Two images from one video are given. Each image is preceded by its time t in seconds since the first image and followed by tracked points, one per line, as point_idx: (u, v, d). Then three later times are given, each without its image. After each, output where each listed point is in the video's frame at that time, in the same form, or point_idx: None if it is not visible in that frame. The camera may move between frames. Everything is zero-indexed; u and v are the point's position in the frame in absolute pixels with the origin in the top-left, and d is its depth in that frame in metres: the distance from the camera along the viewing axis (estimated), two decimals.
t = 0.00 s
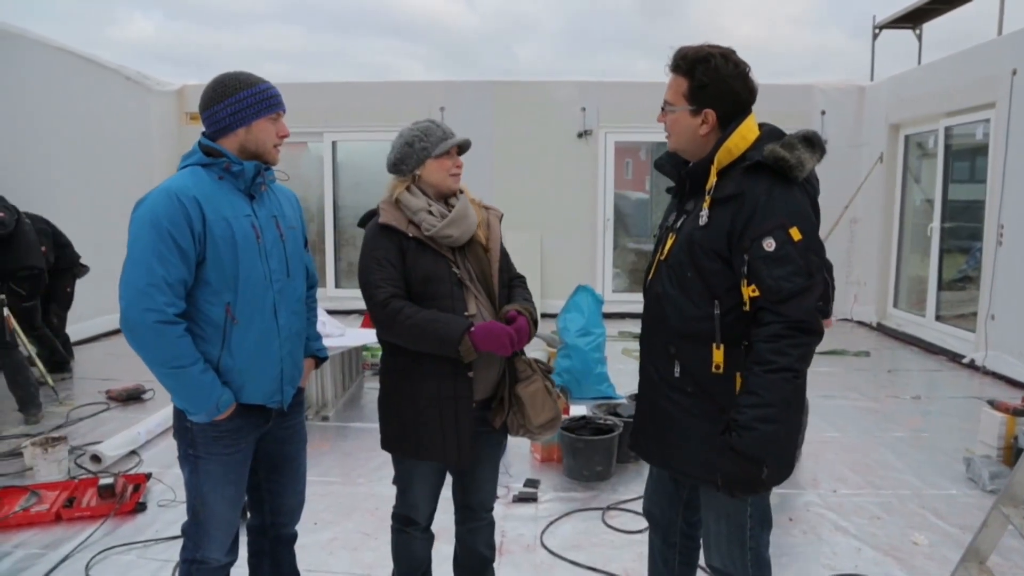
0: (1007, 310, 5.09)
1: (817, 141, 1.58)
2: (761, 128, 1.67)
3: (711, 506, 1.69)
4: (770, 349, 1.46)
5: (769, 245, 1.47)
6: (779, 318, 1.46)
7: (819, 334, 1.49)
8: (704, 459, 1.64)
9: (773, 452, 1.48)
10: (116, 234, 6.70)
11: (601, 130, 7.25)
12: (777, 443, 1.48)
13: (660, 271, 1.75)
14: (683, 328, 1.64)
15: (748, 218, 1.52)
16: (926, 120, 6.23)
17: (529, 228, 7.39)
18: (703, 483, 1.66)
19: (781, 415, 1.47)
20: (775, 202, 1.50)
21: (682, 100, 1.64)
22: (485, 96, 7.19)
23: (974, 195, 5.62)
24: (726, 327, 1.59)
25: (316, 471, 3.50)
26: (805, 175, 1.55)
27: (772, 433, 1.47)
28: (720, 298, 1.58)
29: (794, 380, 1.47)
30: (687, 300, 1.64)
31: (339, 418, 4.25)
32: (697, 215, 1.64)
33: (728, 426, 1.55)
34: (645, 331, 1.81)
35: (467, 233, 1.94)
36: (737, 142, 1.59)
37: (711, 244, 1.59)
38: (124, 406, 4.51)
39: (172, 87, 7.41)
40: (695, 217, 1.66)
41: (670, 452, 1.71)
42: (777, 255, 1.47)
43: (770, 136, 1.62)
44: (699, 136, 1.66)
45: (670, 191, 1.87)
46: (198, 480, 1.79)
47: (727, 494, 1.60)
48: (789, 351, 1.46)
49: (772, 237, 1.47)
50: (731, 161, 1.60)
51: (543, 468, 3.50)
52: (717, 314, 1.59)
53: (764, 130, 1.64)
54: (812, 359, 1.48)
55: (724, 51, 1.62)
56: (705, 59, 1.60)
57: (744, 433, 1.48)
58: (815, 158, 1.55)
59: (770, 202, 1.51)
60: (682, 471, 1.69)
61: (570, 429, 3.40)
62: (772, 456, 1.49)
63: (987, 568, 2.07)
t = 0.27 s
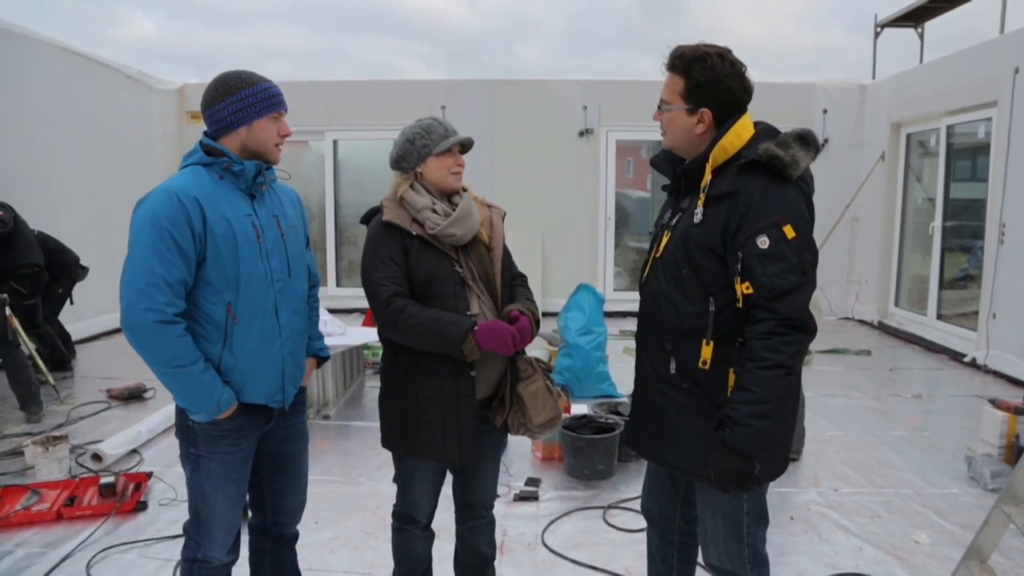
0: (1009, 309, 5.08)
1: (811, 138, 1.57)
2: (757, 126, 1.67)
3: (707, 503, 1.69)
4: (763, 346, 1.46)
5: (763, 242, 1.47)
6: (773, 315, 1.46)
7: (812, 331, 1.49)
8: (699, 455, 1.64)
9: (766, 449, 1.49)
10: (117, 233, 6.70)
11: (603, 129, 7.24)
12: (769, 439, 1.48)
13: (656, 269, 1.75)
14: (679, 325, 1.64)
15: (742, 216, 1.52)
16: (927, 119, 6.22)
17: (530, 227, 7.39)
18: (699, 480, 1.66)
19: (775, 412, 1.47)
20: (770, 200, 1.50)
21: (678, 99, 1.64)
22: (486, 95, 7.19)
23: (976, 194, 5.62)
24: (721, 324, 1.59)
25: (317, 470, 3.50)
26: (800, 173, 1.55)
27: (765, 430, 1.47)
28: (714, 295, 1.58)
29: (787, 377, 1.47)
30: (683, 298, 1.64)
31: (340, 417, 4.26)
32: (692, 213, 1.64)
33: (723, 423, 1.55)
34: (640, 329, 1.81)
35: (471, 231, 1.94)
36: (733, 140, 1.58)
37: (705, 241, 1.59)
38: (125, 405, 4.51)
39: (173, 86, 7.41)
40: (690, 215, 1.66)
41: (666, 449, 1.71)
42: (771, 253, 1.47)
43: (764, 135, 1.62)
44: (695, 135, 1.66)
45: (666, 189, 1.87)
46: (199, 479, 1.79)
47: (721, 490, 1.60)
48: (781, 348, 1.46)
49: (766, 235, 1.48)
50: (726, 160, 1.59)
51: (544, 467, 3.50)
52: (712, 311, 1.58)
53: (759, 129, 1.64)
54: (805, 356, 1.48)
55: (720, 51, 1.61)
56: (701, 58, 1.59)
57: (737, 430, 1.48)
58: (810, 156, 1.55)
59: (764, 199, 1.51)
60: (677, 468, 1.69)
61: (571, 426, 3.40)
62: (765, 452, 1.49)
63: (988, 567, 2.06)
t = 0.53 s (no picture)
0: (1008, 308, 5.08)
1: (810, 138, 1.57)
2: (756, 125, 1.66)
3: (704, 500, 1.68)
4: (761, 345, 1.46)
5: (761, 241, 1.47)
6: (771, 314, 1.45)
7: (809, 330, 1.49)
8: (698, 452, 1.64)
9: (763, 447, 1.48)
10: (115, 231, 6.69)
11: (602, 127, 7.24)
12: (766, 438, 1.48)
13: (654, 266, 1.75)
14: (677, 323, 1.64)
15: (741, 215, 1.52)
16: (927, 117, 6.22)
17: (529, 225, 7.38)
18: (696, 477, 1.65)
19: (772, 411, 1.47)
20: (769, 199, 1.50)
21: (678, 97, 1.63)
22: (485, 93, 7.18)
23: (975, 193, 5.61)
24: (719, 323, 1.58)
25: (315, 468, 3.50)
26: (799, 172, 1.54)
27: (763, 428, 1.47)
28: (713, 294, 1.58)
29: (784, 376, 1.47)
30: (681, 296, 1.64)
31: (339, 416, 4.25)
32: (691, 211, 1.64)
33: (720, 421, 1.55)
34: (639, 327, 1.80)
35: (466, 231, 1.93)
36: (732, 138, 1.58)
37: (704, 240, 1.58)
38: (123, 403, 4.51)
39: (171, 84, 7.39)
40: (689, 213, 1.66)
41: (664, 447, 1.71)
42: (769, 253, 1.46)
43: (763, 134, 1.62)
44: (695, 133, 1.65)
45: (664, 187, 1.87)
46: (197, 478, 1.78)
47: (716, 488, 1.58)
48: (779, 347, 1.46)
49: (765, 234, 1.47)
50: (725, 159, 1.59)
51: (543, 466, 3.50)
52: (710, 309, 1.58)
53: (757, 128, 1.63)
54: (803, 356, 1.48)
55: (720, 49, 1.61)
56: (701, 57, 1.59)
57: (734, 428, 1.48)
58: (809, 155, 1.54)
59: (763, 198, 1.50)
60: (675, 465, 1.69)
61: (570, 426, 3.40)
62: (762, 450, 1.49)
63: (987, 566, 2.06)
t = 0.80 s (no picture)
0: (1007, 306, 5.07)
1: (811, 136, 1.57)
2: (756, 123, 1.66)
3: (705, 499, 1.68)
4: (763, 343, 1.46)
5: (763, 240, 1.46)
6: (773, 312, 1.45)
7: (811, 328, 1.49)
8: (700, 451, 1.64)
9: (765, 446, 1.48)
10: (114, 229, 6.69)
11: (601, 125, 7.23)
12: (769, 437, 1.48)
13: (655, 265, 1.74)
14: (678, 322, 1.64)
15: (742, 213, 1.51)
16: (926, 116, 6.21)
17: (529, 223, 7.38)
18: (697, 476, 1.65)
19: (775, 410, 1.47)
20: (771, 197, 1.50)
21: (677, 95, 1.63)
22: (484, 91, 7.17)
23: (975, 192, 5.61)
24: (720, 322, 1.58)
25: (315, 467, 3.50)
26: (800, 170, 1.54)
27: (765, 427, 1.47)
28: (714, 292, 1.58)
29: (787, 374, 1.47)
30: (682, 294, 1.63)
31: (338, 414, 4.25)
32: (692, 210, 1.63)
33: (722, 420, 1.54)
34: (639, 325, 1.80)
35: (460, 230, 1.92)
36: (734, 136, 1.58)
37: (705, 238, 1.58)
38: (122, 402, 4.51)
39: (170, 82, 7.38)
40: (689, 212, 1.65)
41: (664, 445, 1.71)
42: (771, 251, 1.46)
43: (763, 132, 1.61)
44: (695, 131, 1.65)
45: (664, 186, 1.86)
46: (195, 477, 1.78)
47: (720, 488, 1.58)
48: (782, 346, 1.45)
49: (766, 232, 1.47)
50: (725, 157, 1.59)
51: (542, 464, 3.50)
52: (712, 308, 1.58)
53: (757, 126, 1.63)
54: (805, 354, 1.48)
55: (720, 47, 1.60)
56: (701, 55, 1.58)
57: (736, 427, 1.48)
58: (809, 153, 1.54)
59: (765, 196, 1.50)
60: (675, 464, 1.68)
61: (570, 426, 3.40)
62: (765, 449, 1.49)
63: (987, 565, 2.06)
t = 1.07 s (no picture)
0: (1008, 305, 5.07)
1: (812, 133, 1.56)
2: (757, 121, 1.65)
3: (706, 497, 1.68)
4: (766, 342, 1.45)
5: (765, 237, 1.46)
6: (775, 310, 1.45)
7: (814, 326, 1.48)
8: (701, 450, 1.63)
9: (767, 444, 1.48)
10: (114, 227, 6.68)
11: (601, 123, 7.23)
12: (772, 435, 1.47)
13: (655, 264, 1.74)
14: (678, 321, 1.63)
15: (743, 211, 1.51)
16: (927, 114, 6.20)
17: (529, 221, 7.37)
18: (697, 475, 1.65)
19: (778, 409, 1.46)
20: (772, 194, 1.49)
21: (677, 92, 1.62)
22: (484, 89, 7.16)
23: (975, 190, 5.60)
24: (722, 321, 1.58)
25: (314, 465, 3.49)
26: (801, 168, 1.53)
27: (768, 426, 1.46)
28: (716, 291, 1.57)
29: (789, 372, 1.46)
30: (683, 293, 1.63)
31: (338, 412, 4.25)
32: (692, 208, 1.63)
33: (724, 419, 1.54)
34: (639, 325, 1.80)
35: (452, 231, 1.90)
36: (733, 134, 1.57)
37: (706, 236, 1.57)
38: (122, 400, 4.50)
39: (170, 80, 7.37)
40: (690, 210, 1.65)
41: (665, 444, 1.70)
42: (773, 248, 1.45)
43: (764, 129, 1.61)
44: (695, 128, 1.64)
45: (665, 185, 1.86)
46: (193, 475, 1.78)
47: (723, 488, 1.58)
48: (785, 344, 1.45)
49: (768, 230, 1.46)
50: (724, 154, 1.58)
51: (542, 462, 3.49)
52: (713, 307, 1.57)
53: (757, 123, 1.62)
54: (807, 352, 1.47)
55: (720, 44, 1.59)
56: (701, 52, 1.58)
57: (738, 426, 1.47)
58: (810, 150, 1.53)
59: (766, 193, 1.50)
60: (676, 463, 1.68)
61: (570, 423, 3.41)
62: (768, 448, 1.48)
63: (987, 563, 2.06)
